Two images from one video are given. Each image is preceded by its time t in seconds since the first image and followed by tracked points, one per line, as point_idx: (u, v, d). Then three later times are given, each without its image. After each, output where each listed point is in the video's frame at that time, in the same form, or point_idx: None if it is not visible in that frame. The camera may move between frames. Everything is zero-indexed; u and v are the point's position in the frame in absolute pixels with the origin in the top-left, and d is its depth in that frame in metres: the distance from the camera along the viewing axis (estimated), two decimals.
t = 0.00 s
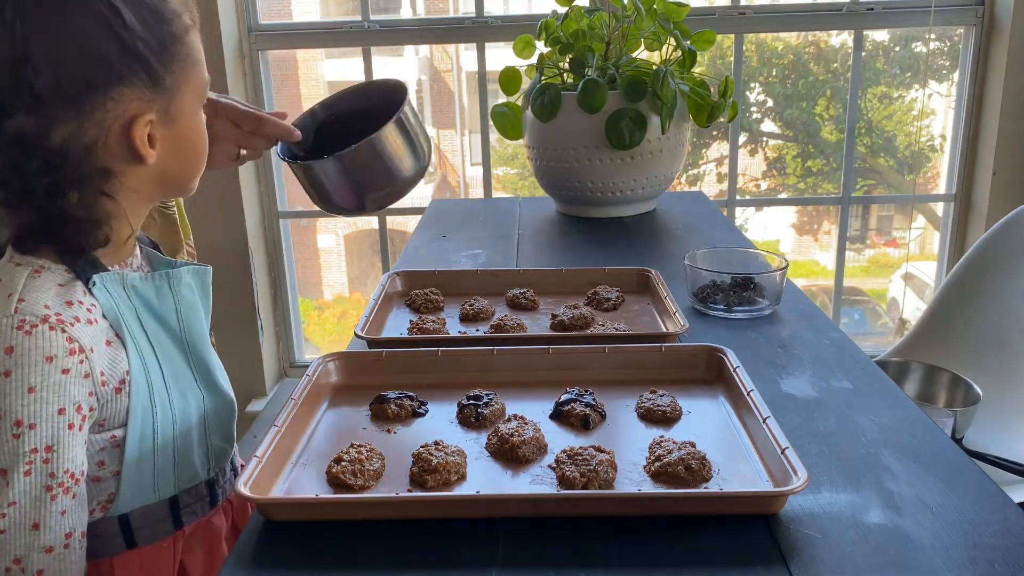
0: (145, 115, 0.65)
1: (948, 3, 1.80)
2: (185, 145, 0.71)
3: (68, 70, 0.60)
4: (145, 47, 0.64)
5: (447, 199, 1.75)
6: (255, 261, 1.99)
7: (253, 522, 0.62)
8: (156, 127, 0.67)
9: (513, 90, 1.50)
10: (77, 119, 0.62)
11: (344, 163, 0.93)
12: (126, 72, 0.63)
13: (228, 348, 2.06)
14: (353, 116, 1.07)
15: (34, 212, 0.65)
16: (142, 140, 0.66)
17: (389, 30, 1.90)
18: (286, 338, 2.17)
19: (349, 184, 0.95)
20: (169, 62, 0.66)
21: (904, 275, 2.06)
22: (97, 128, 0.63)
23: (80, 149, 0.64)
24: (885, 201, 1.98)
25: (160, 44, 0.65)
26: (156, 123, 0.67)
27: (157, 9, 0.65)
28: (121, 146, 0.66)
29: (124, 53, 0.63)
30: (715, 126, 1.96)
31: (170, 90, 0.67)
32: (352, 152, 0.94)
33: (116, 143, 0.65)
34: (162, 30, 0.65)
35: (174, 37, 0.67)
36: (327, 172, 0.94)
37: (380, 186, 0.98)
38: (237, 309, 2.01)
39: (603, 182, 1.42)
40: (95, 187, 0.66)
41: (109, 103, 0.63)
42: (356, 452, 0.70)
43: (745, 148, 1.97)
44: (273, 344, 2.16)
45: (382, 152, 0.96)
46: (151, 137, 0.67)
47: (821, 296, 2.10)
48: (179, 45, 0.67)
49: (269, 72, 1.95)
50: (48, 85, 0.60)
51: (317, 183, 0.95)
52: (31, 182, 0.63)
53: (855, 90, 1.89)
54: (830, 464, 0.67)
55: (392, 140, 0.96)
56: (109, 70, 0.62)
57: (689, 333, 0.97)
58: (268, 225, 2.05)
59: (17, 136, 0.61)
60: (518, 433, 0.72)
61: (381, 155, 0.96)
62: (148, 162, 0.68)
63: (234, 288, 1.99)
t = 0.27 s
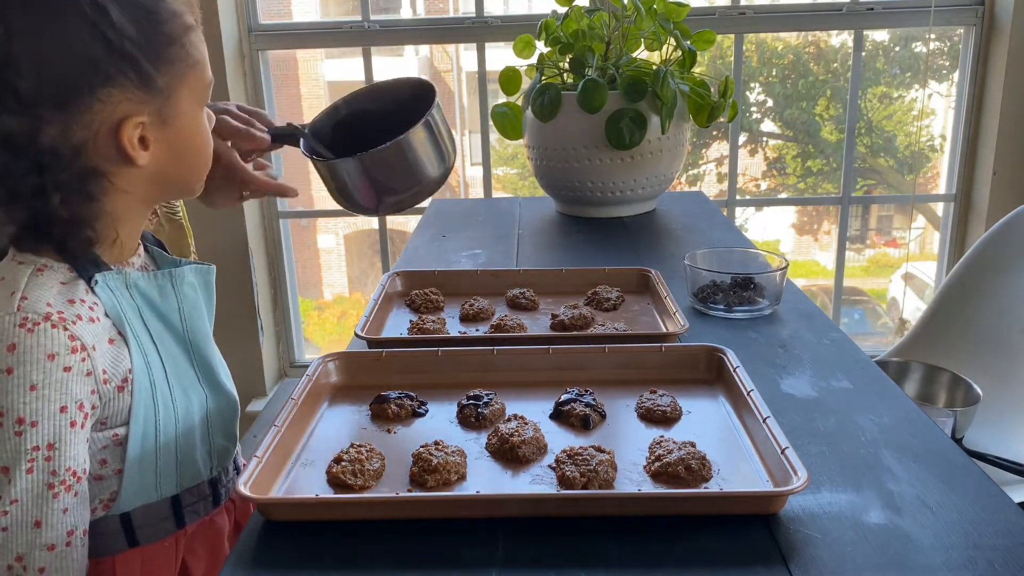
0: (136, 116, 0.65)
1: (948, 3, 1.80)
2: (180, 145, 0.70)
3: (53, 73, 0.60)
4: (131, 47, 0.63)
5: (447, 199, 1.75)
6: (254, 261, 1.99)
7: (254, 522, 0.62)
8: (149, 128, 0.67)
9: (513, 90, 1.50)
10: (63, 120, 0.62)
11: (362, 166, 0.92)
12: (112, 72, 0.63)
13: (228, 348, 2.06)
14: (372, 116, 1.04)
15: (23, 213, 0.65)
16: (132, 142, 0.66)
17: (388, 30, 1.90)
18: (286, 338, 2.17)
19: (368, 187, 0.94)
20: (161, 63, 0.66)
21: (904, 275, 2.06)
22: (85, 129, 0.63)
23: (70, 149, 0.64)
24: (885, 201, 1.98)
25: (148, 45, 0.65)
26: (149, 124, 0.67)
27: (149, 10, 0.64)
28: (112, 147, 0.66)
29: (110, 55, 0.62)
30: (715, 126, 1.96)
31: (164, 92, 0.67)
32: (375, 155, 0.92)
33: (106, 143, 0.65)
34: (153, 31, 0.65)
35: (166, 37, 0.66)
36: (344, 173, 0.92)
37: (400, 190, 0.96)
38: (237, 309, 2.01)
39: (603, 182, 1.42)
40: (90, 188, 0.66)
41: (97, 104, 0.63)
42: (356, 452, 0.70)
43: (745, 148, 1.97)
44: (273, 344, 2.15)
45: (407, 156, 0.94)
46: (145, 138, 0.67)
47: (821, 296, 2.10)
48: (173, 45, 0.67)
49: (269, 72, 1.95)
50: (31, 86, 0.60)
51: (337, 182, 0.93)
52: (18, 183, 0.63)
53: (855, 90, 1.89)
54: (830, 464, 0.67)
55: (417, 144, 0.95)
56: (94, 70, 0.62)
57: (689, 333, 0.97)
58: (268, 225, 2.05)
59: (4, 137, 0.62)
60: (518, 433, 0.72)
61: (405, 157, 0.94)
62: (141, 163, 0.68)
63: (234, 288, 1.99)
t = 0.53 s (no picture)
0: (117, 114, 0.65)
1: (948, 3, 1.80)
2: (178, 146, 0.69)
3: (25, 68, 0.60)
4: (112, 44, 0.62)
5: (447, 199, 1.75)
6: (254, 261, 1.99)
7: (254, 522, 0.62)
8: (134, 128, 0.66)
9: (513, 90, 1.50)
10: (40, 116, 0.62)
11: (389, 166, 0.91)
12: (90, 70, 0.62)
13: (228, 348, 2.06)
14: (397, 110, 1.04)
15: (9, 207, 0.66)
16: (112, 141, 0.65)
17: (388, 30, 1.90)
18: (286, 338, 2.17)
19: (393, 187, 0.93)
20: (146, 61, 0.65)
21: (904, 275, 2.06)
22: (63, 126, 0.63)
23: (51, 145, 0.64)
24: (885, 201, 1.98)
25: (131, 42, 0.63)
26: (133, 123, 0.66)
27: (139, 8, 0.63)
28: (93, 145, 0.65)
29: (89, 52, 0.62)
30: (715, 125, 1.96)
31: (150, 90, 0.66)
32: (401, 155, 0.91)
33: (87, 141, 0.65)
34: (140, 29, 0.64)
35: (157, 36, 0.65)
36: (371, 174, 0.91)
37: (426, 191, 0.95)
38: (236, 309, 2.01)
39: (603, 182, 1.42)
40: (75, 184, 0.66)
41: (75, 101, 0.62)
42: (356, 452, 0.70)
43: (745, 148, 1.97)
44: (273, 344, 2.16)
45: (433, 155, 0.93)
46: (132, 137, 0.66)
47: (821, 296, 2.10)
48: (163, 44, 0.65)
49: (269, 72, 1.95)
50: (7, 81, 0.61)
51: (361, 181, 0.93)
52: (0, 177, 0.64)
53: (855, 90, 1.89)
54: (830, 464, 0.67)
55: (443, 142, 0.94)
56: (69, 67, 0.61)
57: (689, 333, 0.97)
58: (268, 225, 2.05)
59: None
60: (518, 433, 0.72)
61: (431, 156, 0.93)
62: (132, 163, 0.68)
63: (234, 288, 1.99)
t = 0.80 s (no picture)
0: (107, 114, 0.65)
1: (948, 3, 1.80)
2: (170, 148, 0.69)
3: (15, 65, 0.61)
4: (105, 44, 0.62)
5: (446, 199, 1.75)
6: (254, 261, 1.99)
7: (254, 522, 0.62)
8: (126, 127, 0.66)
9: (513, 90, 1.50)
10: (29, 114, 0.62)
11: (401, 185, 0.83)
12: (82, 70, 0.62)
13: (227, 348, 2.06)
14: (413, 127, 0.96)
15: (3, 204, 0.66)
16: (104, 141, 0.66)
17: (388, 30, 1.90)
18: (286, 338, 2.17)
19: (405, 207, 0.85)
20: (141, 63, 0.65)
21: (903, 275, 2.06)
22: (52, 125, 0.64)
23: (40, 144, 0.64)
24: (885, 201, 1.98)
25: (125, 41, 0.63)
26: (125, 123, 0.66)
27: (135, 7, 0.63)
28: (83, 144, 0.66)
29: (81, 51, 0.62)
30: (715, 125, 1.96)
31: (143, 91, 0.66)
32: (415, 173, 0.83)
33: (77, 139, 0.65)
34: (137, 30, 0.64)
35: (153, 37, 0.65)
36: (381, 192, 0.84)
37: (440, 216, 0.87)
38: (236, 309, 2.01)
39: (603, 182, 1.42)
40: (63, 183, 0.67)
41: (64, 100, 0.63)
42: (356, 452, 0.70)
43: (745, 148, 1.97)
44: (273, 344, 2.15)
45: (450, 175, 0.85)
46: (124, 136, 0.67)
47: (821, 296, 2.10)
48: (159, 46, 0.65)
49: (269, 72, 1.95)
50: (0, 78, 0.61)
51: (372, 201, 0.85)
52: None
53: (855, 90, 1.89)
54: (830, 464, 0.67)
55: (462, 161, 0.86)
56: (60, 67, 0.61)
57: (689, 333, 0.97)
58: (268, 225, 2.05)
59: None
60: (518, 433, 0.72)
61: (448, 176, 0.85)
62: (123, 164, 0.68)
63: (234, 287, 1.99)
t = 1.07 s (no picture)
0: (98, 117, 0.64)
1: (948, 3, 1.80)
2: (164, 149, 0.68)
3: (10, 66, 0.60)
4: (98, 48, 0.61)
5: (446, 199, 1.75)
6: (254, 261, 1.99)
7: (254, 522, 0.62)
8: (119, 130, 0.65)
9: (513, 90, 1.50)
10: (21, 113, 0.62)
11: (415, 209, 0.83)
12: (75, 72, 0.61)
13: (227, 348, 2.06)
14: (424, 146, 0.95)
15: None
16: (97, 142, 0.65)
17: (388, 30, 1.90)
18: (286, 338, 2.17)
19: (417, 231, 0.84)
20: (135, 67, 0.64)
21: (904, 275, 2.06)
22: (44, 125, 0.63)
23: (34, 142, 0.63)
24: (885, 201, 1.98)
25: (120, 46, 0.62)
26: (118, 126, 0.65)
27: (132, 10, 0.62)
28: (76, 144, 0.65)
29: (76, 55, 0.61)
30: (715, 125, 1.96)
31: (137, 96, 0.65)
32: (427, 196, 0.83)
33: (70, 139, 0.64)
34: (133, 36, 0.63)
35: (149, 43, 0.64)
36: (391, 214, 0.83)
37: (451, 240, 0.87)
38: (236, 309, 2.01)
39: (603, 182, 1.42)
40: (56, 179, 0.66)
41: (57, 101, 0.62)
42: (356, 453, 0.70)
43: (745, 148, 1.97)
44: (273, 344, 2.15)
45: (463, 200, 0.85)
46: (117, 138, 0.66)
47: (821, 296, 2.10)
48: (155, 52, 0.64)
49: (269, 72, 1.95)
50: None
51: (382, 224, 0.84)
52: None
53: (855, 90, 1.89)
54: (830, 464, 0.67)
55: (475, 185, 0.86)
56: (54, 68, 0.60)
57: (689, 333, 0.97)
58: (268, 225, 2.05)
59: None
60: (518, 433, 0.72)
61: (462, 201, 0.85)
62: (116, 165, 0.67)
63: (234, 287, 1.99)
